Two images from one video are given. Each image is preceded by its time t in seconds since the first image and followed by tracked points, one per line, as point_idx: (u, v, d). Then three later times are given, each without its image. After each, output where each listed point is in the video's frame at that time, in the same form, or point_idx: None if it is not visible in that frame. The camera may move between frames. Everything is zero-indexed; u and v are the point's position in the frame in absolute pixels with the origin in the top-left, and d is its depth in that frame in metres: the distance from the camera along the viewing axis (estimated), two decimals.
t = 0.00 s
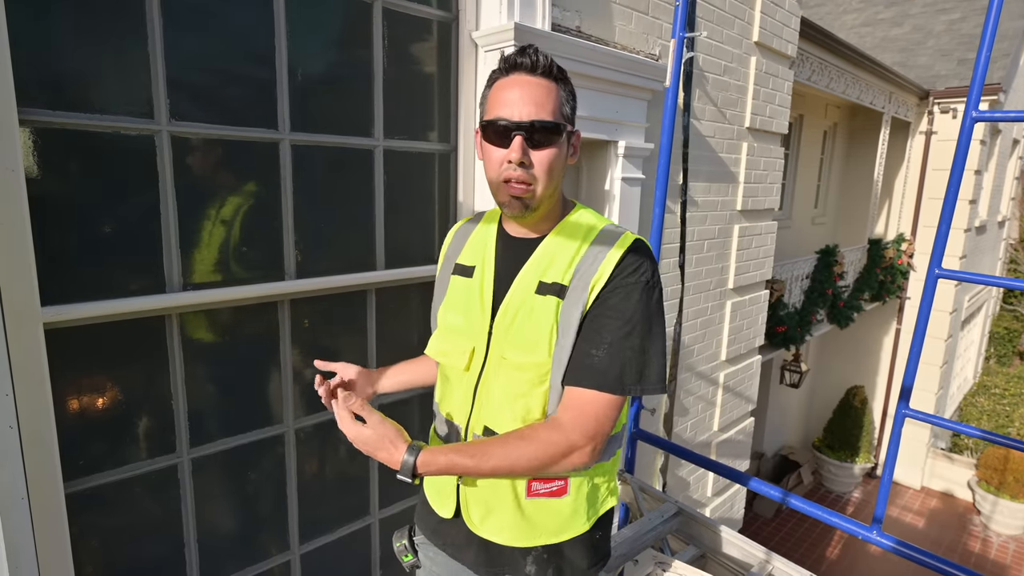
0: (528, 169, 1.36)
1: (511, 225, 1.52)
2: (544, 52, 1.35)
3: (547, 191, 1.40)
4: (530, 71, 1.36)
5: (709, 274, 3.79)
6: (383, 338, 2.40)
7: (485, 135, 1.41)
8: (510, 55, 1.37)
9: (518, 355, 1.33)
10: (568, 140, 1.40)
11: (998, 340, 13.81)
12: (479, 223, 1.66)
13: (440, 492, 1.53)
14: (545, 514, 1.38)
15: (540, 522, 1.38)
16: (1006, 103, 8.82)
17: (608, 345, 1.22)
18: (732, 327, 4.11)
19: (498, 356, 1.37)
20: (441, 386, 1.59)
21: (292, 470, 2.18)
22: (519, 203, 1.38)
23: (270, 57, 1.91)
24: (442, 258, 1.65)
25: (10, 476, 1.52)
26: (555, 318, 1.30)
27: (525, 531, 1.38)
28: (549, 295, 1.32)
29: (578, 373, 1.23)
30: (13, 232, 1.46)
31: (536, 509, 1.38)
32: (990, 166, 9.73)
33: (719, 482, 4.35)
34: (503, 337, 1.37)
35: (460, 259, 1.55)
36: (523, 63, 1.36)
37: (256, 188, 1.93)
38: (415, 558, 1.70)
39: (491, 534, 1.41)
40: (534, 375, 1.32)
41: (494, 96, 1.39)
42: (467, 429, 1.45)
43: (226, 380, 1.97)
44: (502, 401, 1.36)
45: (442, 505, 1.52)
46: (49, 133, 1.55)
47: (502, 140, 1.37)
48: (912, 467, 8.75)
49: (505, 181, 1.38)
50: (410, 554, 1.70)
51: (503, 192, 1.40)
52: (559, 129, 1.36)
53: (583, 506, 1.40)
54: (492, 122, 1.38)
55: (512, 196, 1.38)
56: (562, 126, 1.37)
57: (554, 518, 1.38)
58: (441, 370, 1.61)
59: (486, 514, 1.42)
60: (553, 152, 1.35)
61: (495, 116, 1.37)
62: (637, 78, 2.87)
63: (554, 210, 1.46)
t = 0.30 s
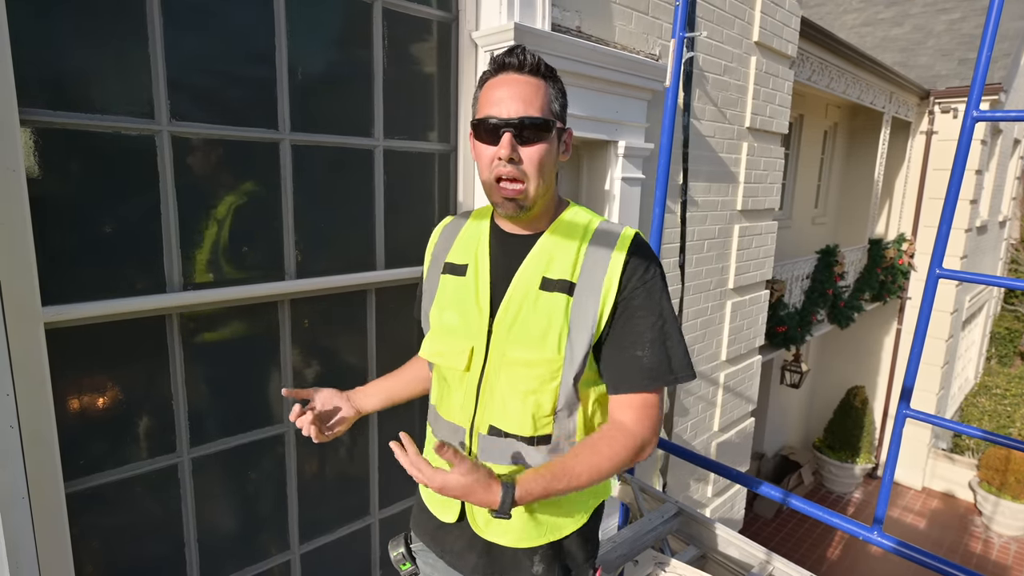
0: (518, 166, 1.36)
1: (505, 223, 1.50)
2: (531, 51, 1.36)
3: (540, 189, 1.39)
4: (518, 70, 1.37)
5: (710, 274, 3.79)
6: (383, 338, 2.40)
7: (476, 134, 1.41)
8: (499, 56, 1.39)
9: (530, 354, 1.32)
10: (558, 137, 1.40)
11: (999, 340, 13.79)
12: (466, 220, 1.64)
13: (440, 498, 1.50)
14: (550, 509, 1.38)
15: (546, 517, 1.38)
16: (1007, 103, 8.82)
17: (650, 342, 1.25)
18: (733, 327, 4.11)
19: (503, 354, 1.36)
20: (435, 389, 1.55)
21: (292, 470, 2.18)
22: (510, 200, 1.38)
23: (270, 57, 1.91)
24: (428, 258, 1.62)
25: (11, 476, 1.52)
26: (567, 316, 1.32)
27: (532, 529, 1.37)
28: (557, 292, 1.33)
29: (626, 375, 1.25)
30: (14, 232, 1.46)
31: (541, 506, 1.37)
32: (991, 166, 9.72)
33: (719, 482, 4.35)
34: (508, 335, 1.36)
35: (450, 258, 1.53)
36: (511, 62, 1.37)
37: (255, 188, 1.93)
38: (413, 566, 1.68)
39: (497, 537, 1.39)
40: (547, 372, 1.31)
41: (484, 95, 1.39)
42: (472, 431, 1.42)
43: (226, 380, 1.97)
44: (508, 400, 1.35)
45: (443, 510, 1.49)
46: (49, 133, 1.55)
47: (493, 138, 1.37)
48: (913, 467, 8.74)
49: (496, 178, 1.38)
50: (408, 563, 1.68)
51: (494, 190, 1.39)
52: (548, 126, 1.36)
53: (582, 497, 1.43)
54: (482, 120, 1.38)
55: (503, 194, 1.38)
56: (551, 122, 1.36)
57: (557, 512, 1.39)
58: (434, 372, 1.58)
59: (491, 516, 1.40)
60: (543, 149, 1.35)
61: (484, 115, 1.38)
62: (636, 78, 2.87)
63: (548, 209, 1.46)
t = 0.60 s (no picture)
0: (516, 167, 1.35)
1: (502, 223, 1.50)
2: (523, 52, 1.36)
3: (538, 188, 1.39)
4: (511, 71, 1.37)
5: (710, 275, 3.78)
6: (383, 339, 2.40)
7: (471, 137, 1.40)
8: (490, 57, 1.39)
9: (540, 352, 1.32)
10: (552, 136, 1.40)
11: (1000, 341, 13.76)
12: (456, 221, 1.62)
13: (449, 505, 1.47)
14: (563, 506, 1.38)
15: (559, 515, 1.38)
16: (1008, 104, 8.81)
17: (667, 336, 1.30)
18: (733, 327, 4.10)
19: (511, 353, 1.36)
20: (435, 395, 1.51)
21: (292, 470, 2.18)
22: (508, 201, 1.37)
23: (272, 57, 1.91)
24: (421, 262, 1.60)
25: (11, 475, 1.52)
26: (577, 313, 1.34)
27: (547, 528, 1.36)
28: (565, 289, 1.35)
29: (649, 370, 1.30)
30: (16, 231, 1.46)
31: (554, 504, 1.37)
32: (992, 167, 9.71)
33: (719, 483, 4.35)
34: (517, 334, 1.35)
35: (447, 261, 1.52)
36: (503, 63, 1.37)
37: (255, 188, 1.93)
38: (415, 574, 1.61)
39: (512, 539, 1.37)
40: (559, 370, 1.32)
41: (476, 98, 1.40)
42: (484, 435, 1.40)
43: (226, 380, 1.97)
44: (519, 399, 1.34)
45: (453, 517, 1.46)
46: (51, 132, 1.56)
47: (488, 140, 1.37)
48: (915, 469, 8.71)
49: (494, 179, 1.37)
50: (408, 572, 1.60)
51: (491, 191, 1.38)
52: (543, 125, 1.36)
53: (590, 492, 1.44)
54: (477, 123, 1.38)
55: (501, 194, 1.37)
56: (546, 122, 1.37)
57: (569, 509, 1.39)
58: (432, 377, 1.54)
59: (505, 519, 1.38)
60: (539, 148, 1.35)
61: (479, 117, 1.38)
62: (637, 78, 2.87)
63: (544, 208, 1.45)
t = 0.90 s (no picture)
0: (530, 169, 1.35)
1: (504, 223, 1.49)
2: (536, 55, 1.37)
3: (546, 190, 1.40)
4: (524, 73, 1.38)
5: (713, 276, 3.78)
6: (386, 339, 2.40)
7: (481, 137, 1.39)
8: (503, 57, 1.38)
9: (549, 351, 1.32)
10: (560, 141, 1.42)
11: (1005, 343, 13.69)
12: (452, 222, 1.61)
13: (457, 508, 1.45)
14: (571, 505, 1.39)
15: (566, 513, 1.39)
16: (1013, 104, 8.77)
17: (669, 332, 1.33)
18: (736, 328, 4.10)
19: (518, 353, 1.36)
20: (439, 398, 1.49)
21: (295, 469, 2.18)
22: (520, 202, 1.37)
23: (275, 58, 1.92)
24: (420, 264, 1.58)
25: (16, 473, 1.53)
26: (583, 311, 1.34)
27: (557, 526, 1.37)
28: (570, 289, 1.35)
29: (653, 365, 1.33)
30: (21, 231, 1.47)
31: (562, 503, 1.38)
32: (998, 168, 9.67)
33: (722, 485, 4.34)
34: (523, 335, 1.35)
35: (448, 262, 1.50)
36: (516, 64, 1.37)
37: (259, 188, 1.94)
38: None
39: (523, 540, 1.37)
40: (568, 369, 1.32)
41: (487, 98, 1.39)
42: (492, 436, 1.39)
43: (229, 380, 1.98)
44: (528, 400, 1.34)
45: (461, 520, 1.44)
46: (56, 133, 1.56)
47: (500, 142, 1.37)
48: (919, 471, 8.68)
49: (505, 180, 1.37)
50: None
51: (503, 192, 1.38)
52: (553, 129, 1.38)
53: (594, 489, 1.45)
54: (488, 124, 1.38)
55: (514, 195, 1.37)
56: (556, 126, 1.38)
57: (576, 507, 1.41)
58: (435, 381, 1.53)
59: (515, 520, 1.38)
60: (551, 151, 1.36)
61: (491, 119, 1.37)
62: (640, 79, 2.87)
63: (548, 209, 1.46)
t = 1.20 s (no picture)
0: (536, 173, 1.35)
1: (510, 229, 1.49)
2: (538, 61, 1.37)
3: (551, 194, 1.40)
4: (525, 80, 1.38)
5: (716, 279, 3.77)
6: (389, 343, 2.40)
7: (485, 144, 1.40)
8: (504, 65, 1.38)
9: (557, 356, 1.33)
10: (563, 145, 1.42)
11: (1008, 345, 13.68)
12: (455, 228, 1.59)
13: (466, 516, 1.45)
14: (579, 509, 1.41)
15: (575, 517, 1.41)
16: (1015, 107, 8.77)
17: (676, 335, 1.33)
18: (739, 331, 4.09)
19: (526, 358, 1.36)
20: (446, 404, 1.49)
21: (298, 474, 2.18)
22: (526, 207, 1.37)
23: (279, 63, 1.92)
24: (424, 271, 1.56)
25: (20, 479, 1.53)
26: (590, 316, 1.35)
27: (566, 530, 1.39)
28: (577, 294, 1.36)
29: (660, 369, 1.33)
30: (26, 236, 1.48)
31: (571, 507, 1.40)
32: (1000, 170, 9.67)
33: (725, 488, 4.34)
34: (531, 341, 1.36)
35: (453, 269, 1.49)
36: (518, 71, 1.37)
37: (262, 193, 1.94)
38: None
39: (533, 545, 1.39)
40: (576, 373, 1.33)
41: (489, 106, 1.39)
42: (501, 441, 1.40)
43: (232, 384, 1.98)
44: (538, 403, 1.35)
45: (471, 528, 1.44)
46: (61, 138, 1.57)
47: (504, 148, 1.37)
48: (922, 474, 8.67)
49: (510, 185, 1.37)
50: None
51: (509, 197, 1.37)
52: (557, 133, 1.38)
53: (602, 493, 1.47)
54: (492, 131, 1.38)
55: (519, 200, 1.37)
56: (560, 131, 1.39)
57: (585, 511, 1.42)
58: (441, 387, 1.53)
59: (525, 526, 1.39)
60: (555, 156, 1.37)
61: (494, 126, 1.38)
62: (642, 83, 2.87)
63: (552, 215, 1.46)
